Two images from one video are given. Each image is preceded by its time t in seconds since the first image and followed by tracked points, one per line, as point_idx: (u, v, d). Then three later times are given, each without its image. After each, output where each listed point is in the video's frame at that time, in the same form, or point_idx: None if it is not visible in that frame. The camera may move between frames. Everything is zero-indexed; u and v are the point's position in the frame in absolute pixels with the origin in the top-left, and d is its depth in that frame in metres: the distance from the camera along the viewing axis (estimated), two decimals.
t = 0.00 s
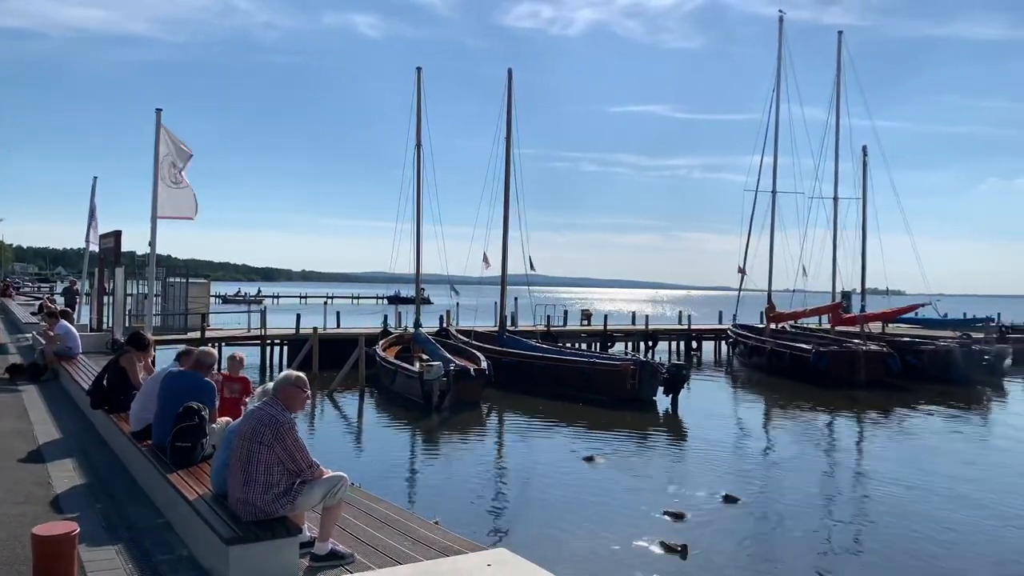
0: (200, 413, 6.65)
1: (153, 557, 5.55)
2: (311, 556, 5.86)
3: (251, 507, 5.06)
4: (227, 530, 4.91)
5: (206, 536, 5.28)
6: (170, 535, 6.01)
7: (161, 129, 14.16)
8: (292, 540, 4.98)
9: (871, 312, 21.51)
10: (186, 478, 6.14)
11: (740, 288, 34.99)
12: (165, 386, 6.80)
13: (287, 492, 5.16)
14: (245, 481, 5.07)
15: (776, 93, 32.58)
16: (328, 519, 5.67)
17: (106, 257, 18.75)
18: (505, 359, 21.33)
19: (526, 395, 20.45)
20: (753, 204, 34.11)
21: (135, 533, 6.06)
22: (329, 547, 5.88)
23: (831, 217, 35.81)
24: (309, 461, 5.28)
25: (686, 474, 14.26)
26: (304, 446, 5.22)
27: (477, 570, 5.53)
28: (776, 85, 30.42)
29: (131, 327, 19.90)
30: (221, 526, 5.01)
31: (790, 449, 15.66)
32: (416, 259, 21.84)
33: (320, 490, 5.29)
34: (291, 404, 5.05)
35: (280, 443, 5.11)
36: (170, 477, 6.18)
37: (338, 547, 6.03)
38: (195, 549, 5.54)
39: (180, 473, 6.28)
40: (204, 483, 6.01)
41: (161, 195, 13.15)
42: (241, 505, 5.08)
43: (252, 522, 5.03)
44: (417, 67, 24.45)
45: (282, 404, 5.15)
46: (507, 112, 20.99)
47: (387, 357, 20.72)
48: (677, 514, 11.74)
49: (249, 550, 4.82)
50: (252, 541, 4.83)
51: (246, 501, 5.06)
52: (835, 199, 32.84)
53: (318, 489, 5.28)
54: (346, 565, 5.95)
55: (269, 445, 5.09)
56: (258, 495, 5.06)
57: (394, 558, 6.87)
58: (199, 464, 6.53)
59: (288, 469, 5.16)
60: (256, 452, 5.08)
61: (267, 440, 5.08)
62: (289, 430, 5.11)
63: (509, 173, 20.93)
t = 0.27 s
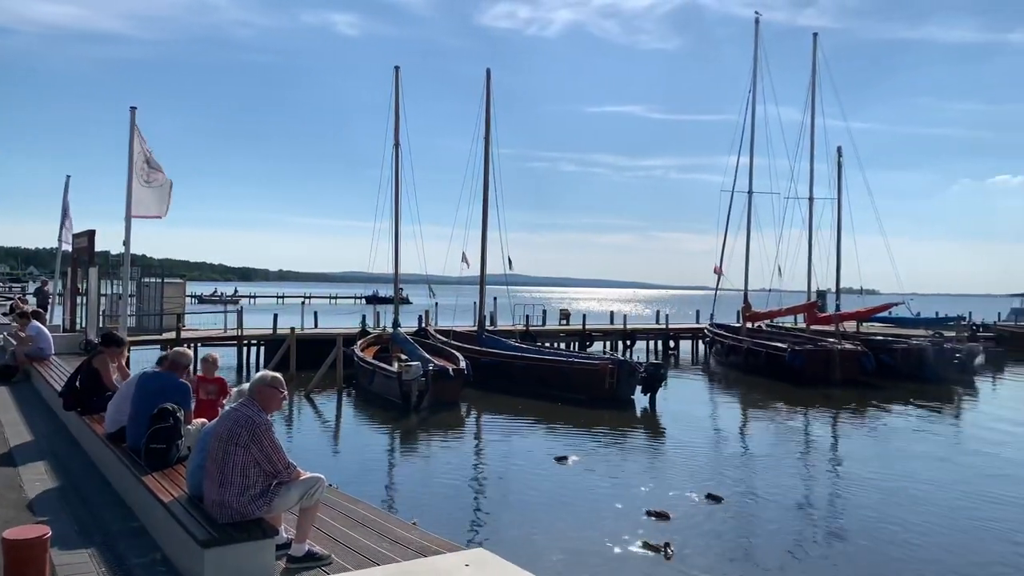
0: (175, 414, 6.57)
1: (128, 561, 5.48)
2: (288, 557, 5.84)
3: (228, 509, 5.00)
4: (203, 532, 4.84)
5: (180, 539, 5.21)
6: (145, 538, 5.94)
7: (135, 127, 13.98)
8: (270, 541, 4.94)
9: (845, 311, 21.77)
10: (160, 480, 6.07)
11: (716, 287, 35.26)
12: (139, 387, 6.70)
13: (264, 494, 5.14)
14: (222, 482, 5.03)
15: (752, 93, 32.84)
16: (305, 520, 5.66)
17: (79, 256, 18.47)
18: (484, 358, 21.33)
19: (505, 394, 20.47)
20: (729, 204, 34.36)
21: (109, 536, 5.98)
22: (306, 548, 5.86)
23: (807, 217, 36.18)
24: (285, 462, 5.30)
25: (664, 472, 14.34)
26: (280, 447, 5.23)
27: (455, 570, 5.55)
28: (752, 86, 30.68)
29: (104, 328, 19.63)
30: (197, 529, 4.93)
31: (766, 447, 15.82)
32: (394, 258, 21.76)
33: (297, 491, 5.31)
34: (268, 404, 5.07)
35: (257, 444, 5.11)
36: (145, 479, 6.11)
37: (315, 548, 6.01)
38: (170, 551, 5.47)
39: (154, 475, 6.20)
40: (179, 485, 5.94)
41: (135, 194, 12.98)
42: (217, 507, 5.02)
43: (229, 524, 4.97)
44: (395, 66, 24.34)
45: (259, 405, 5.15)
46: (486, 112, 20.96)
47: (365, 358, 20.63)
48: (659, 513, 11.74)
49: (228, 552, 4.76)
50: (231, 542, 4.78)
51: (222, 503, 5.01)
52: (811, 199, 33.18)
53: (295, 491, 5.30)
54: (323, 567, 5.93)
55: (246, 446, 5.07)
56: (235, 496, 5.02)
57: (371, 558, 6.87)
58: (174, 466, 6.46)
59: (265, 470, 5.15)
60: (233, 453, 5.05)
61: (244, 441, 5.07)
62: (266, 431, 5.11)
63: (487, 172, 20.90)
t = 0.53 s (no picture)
0: (152, 416, 6.51)
1: (103, 563, 5.42)
2: (266, 559, 5.80)
3: (204, 511, 4.96)
4: (179, 535, 4.81)
5: (157, 541, 5.17)
6: (120, 540, 5.88)
7: (108, 124, 13.79)
8: (245, 544, 4.89)
9: (821, 310, 21.97)
10: (136, 482, 6.00)
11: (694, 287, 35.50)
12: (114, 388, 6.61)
13: (241, 496, 5.05)
14: (197, 485, 4.96)
15: (730, 95, 33.11)
16: (283, 521, 5.61)
17: (52, 255, 18.19)
18: (463, 358, 21.28)
19: (484, 394, 20.46)
20: (707, 205, 34.60)
21: (83, 538, 5.91)
22: (283, 549, 5.83)
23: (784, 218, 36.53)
24: (262, 463, 5.18)
25: (643, 471, 14.40)
26: (257, 448, 5.12)
27: (434, 570, 5.56)
28: (730, 88, 30.88)
29: (78, 328, 19.36)
30: (173, 531, 4.91)
31: (743, 446, 15.94)
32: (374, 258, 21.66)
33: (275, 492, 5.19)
34: (244, 407, 4.93)
35: (233, 446, 4.99)
36: (120, 480, 6.04)
37: (293, 549, 5.97)
38: (146, 554, 5.42)
39: (130, 476, 6.13)
40: (156, 486, 5.88)
41: (109, 192, 12.83)
42: (194, 509, 4.98)
43: (205, 526, 4.94)
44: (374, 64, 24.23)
45: (234, 406, 5.02)
46: (466, 111, 20.93)
47: (344, 358, 20.54)
48: (643, 514, 11.75)
49: (202, 556, 4.73)
50: (205, 546, 4.74)
51: (199, 505, 4.96)
52: (788, 200, 33.48)
53: (273, 492, 5.17)
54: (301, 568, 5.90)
55: (221, 449, 4.96)
56: (210, 498, 4.96)
57: (348, 558, 6.86)
58: (150, 467, 6.39)
59: (242, 471, 5.05)
60: (208, 455, 4.96)
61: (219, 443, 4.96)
62: (241, 433, 4.99)
63: (467, 172, 20.87)
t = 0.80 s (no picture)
0: (128, 417, 6.42)
1: (77, 567, 5.34)
2: (243, 561, 5.74)
3: (181, 513, 4.90)
4: (156, 537, 4.75)
5: (133, 544, 5.10)
6: (95, 543, 5.80)
7: (84, 122, 13.62)
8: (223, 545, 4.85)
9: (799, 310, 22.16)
10: (112, 484, 5.92)
11: (674, 286, 35.69)
12: (90, 389, 6.52)
13: (219, 497, 5.01)
14: (174, 486, 4.90)
15: (709, 96, 33.34)
16: (261, 523, 5.57)
17: (26, 255, 17.92)
18: (444, 358, 21.24)
19: (465, 393, 20.44)
20: (687, 205, 34.79)
21: (57, 541, 5.83)
22: (261, 551, 5.78)
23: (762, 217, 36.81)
24: (240, 464, 5.14)
25: (624, 470, 14.45)
26: (235, 449, 5.08)
27: (414, 571, 5.54)
28: (709, 89, 31.09)
29: (53, 329, 19.08)
30: (150, 534, 4.84)
31: (722, 444, 16.05)
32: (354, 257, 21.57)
33: (253, 493, 5.16)
34: (223, 407, 4.90)
35: (211, 447, 4.94)
36: (95, 483, 5.96)
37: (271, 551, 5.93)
38: (122, 557, 5.34)
39: (105, 478, 6.05)
40: (132, 489, 5.80)
41: (85, 191, 12.67)
42: (170, 511, 4.92)
43: (183, 528, 4.88)
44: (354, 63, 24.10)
45: (212, 407, 4.98)
46: (447, 111, 20.90)
47: (324, 358, 20.42)
48: (628, 514, 11.77)
49: (179, 558, 4.68)
50: (182, 548, 4.69)
51: (175, 507, 4.90)
52: (766, 200, 33.76)
53: (251, 492, 5.14)
54: (280, 570, 5.86)
55: (199, 449, 4.91)
56: (188, 500, 4.90)
57: (327, 559, 6.82)
58: (127, 469, 6.32)
59: (220, 472, 5.00)
60: (186, 456, 4.90)
61: (197, 444, 4.91)
62: (219, 434, 4.95)
63: (448, 171, 20.83)
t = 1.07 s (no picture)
0: (104, 418, 6.33)
1: (52, 570, 5.28)
2: (221, 562, 5.70)
3: (158, 514, 4.84)
4: (132, 539, 4.69)
5: (109, 546, 5.05)
6: (71, 545, 5.73)
7: (60, 120, 13.44)
8: (201, 546, 4.81)
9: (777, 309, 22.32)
10: (87, 486, 5.85)
11: (654, 286, 35.88)
12: (64, 391, 6.41)
13: (196, 498, 4.96)
14: (151, 487, 4.83)
15: (689, 97, 33.48)
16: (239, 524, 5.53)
17: None
18: (425, 357, 21.19)
19: (446, 393, 20.41)
20: (667, 205, 34.97)
21: (32, 544, 5.75)
22: (239, 553, 5.74)
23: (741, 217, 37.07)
24: (218, 465, 5.10)
25: (604, 468, 14.50)
26: (213, 449, 5.04)
27: (392, 571, 5.54)
28: (689, 89, 31.27)
29: (28, 329, 18.82)
30: (126, 535, 4.78)
31: (701, 442, 16.15)
32: (334, 256, 21.47)
33: (231, 494, 5.13)
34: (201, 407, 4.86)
35: (188, 447, 4.89)
36: (70, 485, 5.88)
37: (249, 552, 5.89)
38: (97, 559, 5.29)
39: (81, 480, 5.98)
40: (108, 490, 5.74)
41: (60, 190, 12.51)
42: (147, 512, 4.86)
43: (160, 530, 4.83)
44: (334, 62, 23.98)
45: (188, 407, 4.94)
46: (427, 111, 20.87)
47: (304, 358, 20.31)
48: (612, 514, 11.69)
49: (156, 559, 4.64)
50: (160, 550, 4.64)
51: (152, 509, 4.84)
52: (745, 200, 34.02)
53: (229, 493, 5.10)
54: (258, 571, 5.83)
55: (176, 450, 4.86)
56: (164, 501, 4.84)
57: (304, 559, 6.79)
58: (102, 471, 6.24)
59: (198, 473, 4.96)
60: (163, 457, 4.85)
61: (174, 445, 4.86)
62: (196, 434, 4.91)
63: (428, 171, 20.79)
